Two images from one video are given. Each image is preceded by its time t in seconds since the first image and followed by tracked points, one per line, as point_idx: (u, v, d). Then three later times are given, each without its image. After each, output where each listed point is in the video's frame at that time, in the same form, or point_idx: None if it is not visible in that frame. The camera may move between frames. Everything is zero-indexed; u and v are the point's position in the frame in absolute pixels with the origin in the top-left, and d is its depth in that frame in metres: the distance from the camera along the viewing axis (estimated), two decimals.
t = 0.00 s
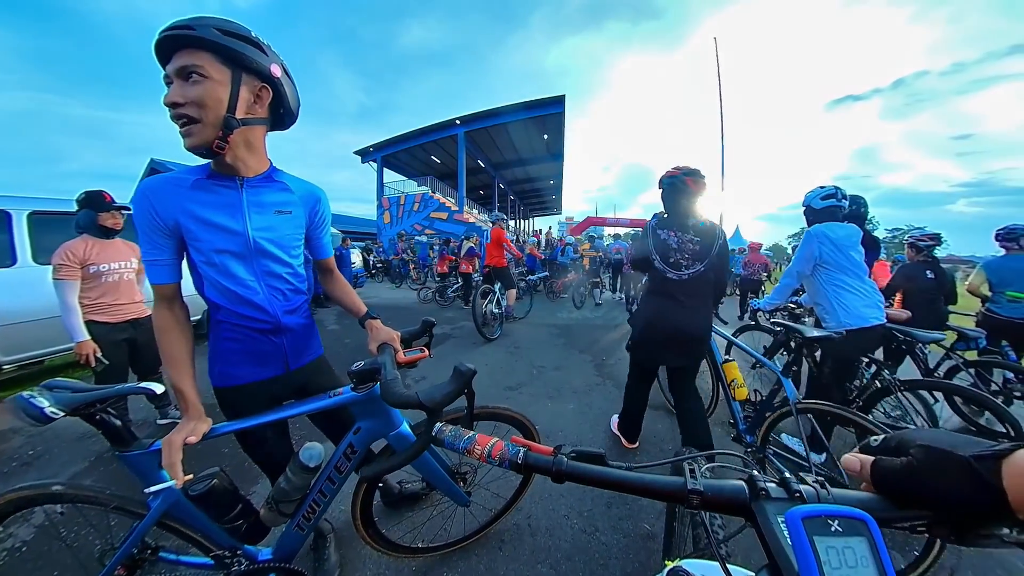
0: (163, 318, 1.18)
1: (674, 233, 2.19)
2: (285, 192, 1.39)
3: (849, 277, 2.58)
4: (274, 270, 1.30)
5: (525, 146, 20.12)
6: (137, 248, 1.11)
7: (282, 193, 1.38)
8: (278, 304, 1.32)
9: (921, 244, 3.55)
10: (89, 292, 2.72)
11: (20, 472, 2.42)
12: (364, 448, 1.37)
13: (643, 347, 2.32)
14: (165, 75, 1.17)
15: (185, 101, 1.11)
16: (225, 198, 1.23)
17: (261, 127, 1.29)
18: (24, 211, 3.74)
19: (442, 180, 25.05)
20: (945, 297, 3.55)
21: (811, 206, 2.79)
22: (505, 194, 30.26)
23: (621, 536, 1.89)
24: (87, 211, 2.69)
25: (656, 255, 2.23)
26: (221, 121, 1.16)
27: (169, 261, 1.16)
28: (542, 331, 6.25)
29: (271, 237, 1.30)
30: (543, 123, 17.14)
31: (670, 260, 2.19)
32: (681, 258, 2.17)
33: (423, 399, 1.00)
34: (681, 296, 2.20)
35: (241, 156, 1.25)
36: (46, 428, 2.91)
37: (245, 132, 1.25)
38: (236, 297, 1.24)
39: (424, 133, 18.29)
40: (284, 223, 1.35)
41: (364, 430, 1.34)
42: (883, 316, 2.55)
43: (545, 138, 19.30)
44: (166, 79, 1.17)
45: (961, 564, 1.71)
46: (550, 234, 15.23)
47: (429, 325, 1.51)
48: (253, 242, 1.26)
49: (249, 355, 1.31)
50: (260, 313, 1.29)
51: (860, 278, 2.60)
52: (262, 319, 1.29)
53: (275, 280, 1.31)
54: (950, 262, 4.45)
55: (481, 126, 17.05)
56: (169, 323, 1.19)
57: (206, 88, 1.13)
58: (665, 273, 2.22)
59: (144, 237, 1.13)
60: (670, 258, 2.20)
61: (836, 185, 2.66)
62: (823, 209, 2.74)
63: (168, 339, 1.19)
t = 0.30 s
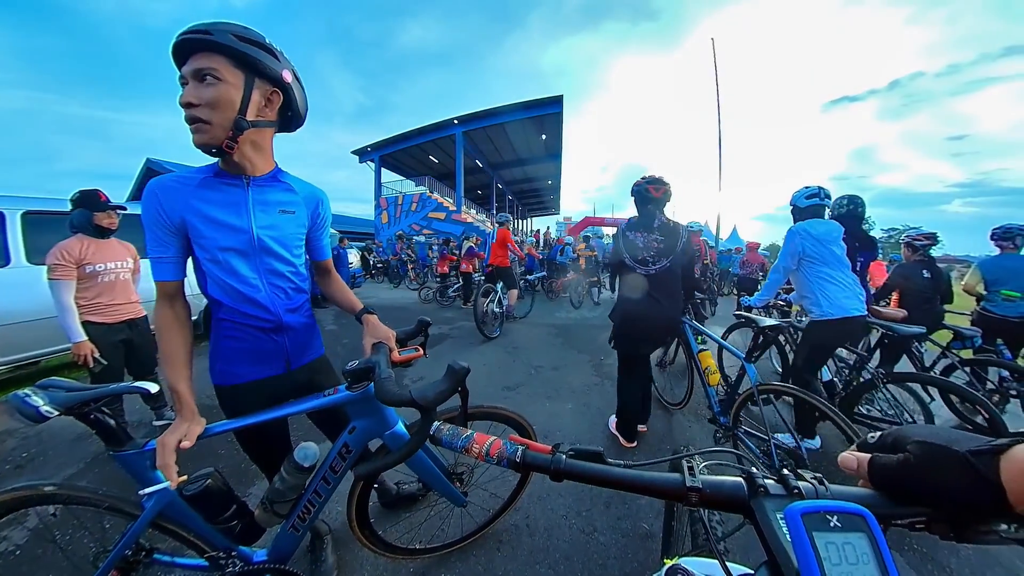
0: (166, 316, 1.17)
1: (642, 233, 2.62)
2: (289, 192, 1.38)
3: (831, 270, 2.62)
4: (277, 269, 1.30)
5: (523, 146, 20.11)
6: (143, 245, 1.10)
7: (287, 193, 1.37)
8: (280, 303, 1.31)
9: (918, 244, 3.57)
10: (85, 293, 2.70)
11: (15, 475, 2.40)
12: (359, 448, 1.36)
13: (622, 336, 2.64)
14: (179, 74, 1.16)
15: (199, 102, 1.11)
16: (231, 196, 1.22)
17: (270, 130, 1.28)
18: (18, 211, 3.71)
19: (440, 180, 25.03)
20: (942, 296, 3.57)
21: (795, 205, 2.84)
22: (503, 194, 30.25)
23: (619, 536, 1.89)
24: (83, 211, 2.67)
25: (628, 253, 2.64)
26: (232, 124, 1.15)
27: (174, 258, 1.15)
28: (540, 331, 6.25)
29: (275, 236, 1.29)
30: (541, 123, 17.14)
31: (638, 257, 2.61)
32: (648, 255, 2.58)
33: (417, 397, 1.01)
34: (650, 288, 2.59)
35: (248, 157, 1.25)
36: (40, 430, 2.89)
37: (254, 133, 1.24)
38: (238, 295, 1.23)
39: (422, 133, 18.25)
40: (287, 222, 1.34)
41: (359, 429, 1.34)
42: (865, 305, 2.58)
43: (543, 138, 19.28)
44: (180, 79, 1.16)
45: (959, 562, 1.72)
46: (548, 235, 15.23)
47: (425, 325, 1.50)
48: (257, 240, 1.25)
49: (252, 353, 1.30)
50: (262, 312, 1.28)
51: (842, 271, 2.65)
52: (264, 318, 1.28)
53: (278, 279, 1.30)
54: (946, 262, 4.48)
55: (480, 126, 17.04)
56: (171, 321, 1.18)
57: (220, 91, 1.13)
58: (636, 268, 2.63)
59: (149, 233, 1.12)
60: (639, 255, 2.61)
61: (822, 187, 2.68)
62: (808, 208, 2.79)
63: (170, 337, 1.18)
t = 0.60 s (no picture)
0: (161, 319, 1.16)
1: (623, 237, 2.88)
2: (288, 193, 1.38)
3: (810, 276, 2.84)
4: (276, 269, 1.29)
5: (520, 146, 20.12)
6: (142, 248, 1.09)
7: (286, 194, 1.37)
8: (279, 304, 1.31)
9: (913, 244, 3.60)
10: (81, 294, 2.68)
11: (9, 477, 2.38)
12: (352, 448, 1.36)
13: (608, 332, 2.82)
14: (181, 71, 1.14)
15: (206, 98, 1.10)
16: (231, 197, 1.22)
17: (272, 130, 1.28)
18: (12, 211, 3.68)
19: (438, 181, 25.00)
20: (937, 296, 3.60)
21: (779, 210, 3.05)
22: (501, 194, 30.26)
23: (618, 536, 1.89)
24: (77, 211, 2.65)
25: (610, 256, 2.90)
26: (237, 122, 1.15)
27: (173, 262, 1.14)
28: (538, 331, 6.25)
29: (275, 236, 1.29)
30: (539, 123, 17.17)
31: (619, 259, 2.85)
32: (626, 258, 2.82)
33: (407, 394, 1.01)
34: (629, 288, 2.78)
35: (249, 157, 1.24)
36: (35, 432, 2.86)
37: (255, 133, 1.24)
38: (238, 296, 1.23)
39: (420, 133, 18.21)
40: (286, 222, 1.34)
41: (352, 428, 1.34)
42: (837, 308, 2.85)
43: (541, 139, 19.31)
44: (182, 75, 1.14)
45: (956, 560, 1.73)
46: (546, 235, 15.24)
47: (418, 325, 1.49)
48: (257, 241, 1.25)
49: (251, 354, 1.30)
50: (262, 313, 1.27)
51: (818, 278, 2.87)
52: (263, 319, 1.28)
53: (277, 279, 1.30)
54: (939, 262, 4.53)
55: (478, 126, 17.03)
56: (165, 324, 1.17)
57: (227, 89, 1.12)
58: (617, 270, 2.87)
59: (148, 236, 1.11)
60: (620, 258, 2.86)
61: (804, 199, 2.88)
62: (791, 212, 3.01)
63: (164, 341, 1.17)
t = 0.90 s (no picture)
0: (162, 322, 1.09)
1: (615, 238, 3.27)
2: (283, 192, 1.37)
3: (788, 271, 3.06)
4: (272, 269, 1.29)
5: (518, 146, 20.15)
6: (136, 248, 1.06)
7: (281, 193, 1.37)
8: (275, 304, 1.30)
9: (909, 244, 3.63)
10: (76, 295, 2.66)
11: (3, 479, 2.35)
12: (347, 447, 1.35)
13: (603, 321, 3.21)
14: (175, 68, 1.13)
15: (201, 96, 1.09)
16: (226, 197, 1.21)
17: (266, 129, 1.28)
18: (6, 211, 3.65)
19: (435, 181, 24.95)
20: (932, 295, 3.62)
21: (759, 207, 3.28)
22: (498, 194, 30.28)
23: (616, 535, 1.89)
24: (71, 211, 2.63)
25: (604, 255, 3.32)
26: (232, 119, 1.14)
27: (169, 262, 1.10)
28: (536, 331, 6.25)
29: (270, 236, 1.28)
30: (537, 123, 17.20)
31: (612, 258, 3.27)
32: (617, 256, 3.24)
33: (401, 391, 1.04)
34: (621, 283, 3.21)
35: (244, 156, 1.24)
36: (29, 434, 2.83)
37: (249, 132, 1.24)
38: (233, 297, 1.22)
39: (417, 133, 18.20)
40: (282, 222, 1.34)
41: (347, 427, 1.33)
42: (816, 302, 3.05)
43: (539, 139, 19.34)
44: (176, 73, 1.13)
45: (953, 558, 1.74)
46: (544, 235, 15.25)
47: (414, 324, 1.49)
48: (252, 241, 1.24)
49: (248, 355, 1.29)
50: (257, 313, 1.27)
51: (795, 274, 3.07)
52: (259, 320, 1.28)
53: (273, 279, 1.29)
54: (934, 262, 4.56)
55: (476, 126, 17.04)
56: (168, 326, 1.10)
57: (223, 87, 1.12)
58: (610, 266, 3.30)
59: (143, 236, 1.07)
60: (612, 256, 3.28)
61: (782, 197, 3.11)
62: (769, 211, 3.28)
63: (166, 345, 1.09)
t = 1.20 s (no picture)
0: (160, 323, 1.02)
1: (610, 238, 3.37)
2: (281, 193, 1.37)
3: (775, 270, 3.12)
4: (271, 269, 1.28)
5: (516, 146, 20.17)
6: (133, 245, 1.03)
7: (279, 193, 1.36)
8: (273, 303, 1.30)
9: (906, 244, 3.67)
10: (71, 295, 2.63)
11: None
12: (345, 446, 1.35)
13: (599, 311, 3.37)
14: (172, 70, 1.13)
15: (195, 97, 1.09)
16: (225, 196, 1.20)
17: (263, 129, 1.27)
18: None
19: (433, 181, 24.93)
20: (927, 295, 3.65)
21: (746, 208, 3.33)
22: (496, 195, 30.29)
23: (614, 534, 1.90)
24: (66, 210, 2.61)
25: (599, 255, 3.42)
26: (227, 120, 1.14)
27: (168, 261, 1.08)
28: (534, 331, 6.25)
29: (269, 236, 1.28)
30: (535, 124, 17.24)
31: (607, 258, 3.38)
32: (612, 257, 3.34)
33: (395, 390, 1.05)
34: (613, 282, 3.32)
35: (241, 156, 1.23)
36: (23, 437, 2.80)
37: (246, 132, 1.23)
38: (231, 296, 1.21)
39: (415, 133, 18.17)
40: (280, 222, 1.33)
41: (343, 427, 1.33)
42: (804, 299, 3.10)
43: (537, 139, 19.36)
44: (173, 76, 1.13)
45: (949, 555, 1.75)
46: (542, 235, 15.28)
47: (411, 324, 1.49)
48: (251, 240, 1.24)
49: (248, 354, 1.29)
50: (256, 312, 1.27)
51: (783, 273, 3.12)
52: (257, 319, 1.27)
53: (271, 279, 1.28)
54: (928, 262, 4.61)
55: (474, 125, 17.05)
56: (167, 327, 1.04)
57: (217, 88, 1.11)
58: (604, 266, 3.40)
59: (141, 233, 1.04)
60: (607, 256, 3.38)
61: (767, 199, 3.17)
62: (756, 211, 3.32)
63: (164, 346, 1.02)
